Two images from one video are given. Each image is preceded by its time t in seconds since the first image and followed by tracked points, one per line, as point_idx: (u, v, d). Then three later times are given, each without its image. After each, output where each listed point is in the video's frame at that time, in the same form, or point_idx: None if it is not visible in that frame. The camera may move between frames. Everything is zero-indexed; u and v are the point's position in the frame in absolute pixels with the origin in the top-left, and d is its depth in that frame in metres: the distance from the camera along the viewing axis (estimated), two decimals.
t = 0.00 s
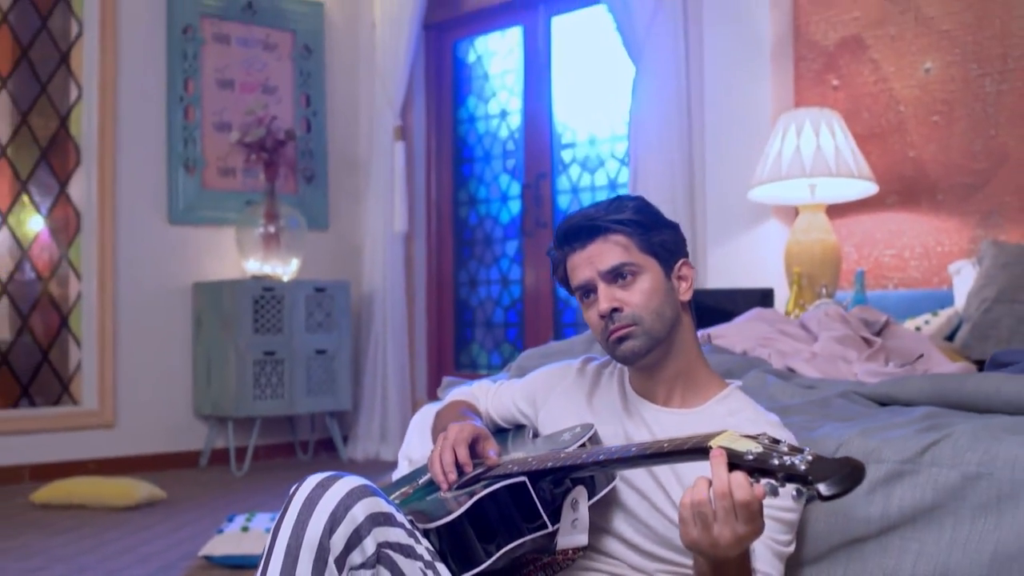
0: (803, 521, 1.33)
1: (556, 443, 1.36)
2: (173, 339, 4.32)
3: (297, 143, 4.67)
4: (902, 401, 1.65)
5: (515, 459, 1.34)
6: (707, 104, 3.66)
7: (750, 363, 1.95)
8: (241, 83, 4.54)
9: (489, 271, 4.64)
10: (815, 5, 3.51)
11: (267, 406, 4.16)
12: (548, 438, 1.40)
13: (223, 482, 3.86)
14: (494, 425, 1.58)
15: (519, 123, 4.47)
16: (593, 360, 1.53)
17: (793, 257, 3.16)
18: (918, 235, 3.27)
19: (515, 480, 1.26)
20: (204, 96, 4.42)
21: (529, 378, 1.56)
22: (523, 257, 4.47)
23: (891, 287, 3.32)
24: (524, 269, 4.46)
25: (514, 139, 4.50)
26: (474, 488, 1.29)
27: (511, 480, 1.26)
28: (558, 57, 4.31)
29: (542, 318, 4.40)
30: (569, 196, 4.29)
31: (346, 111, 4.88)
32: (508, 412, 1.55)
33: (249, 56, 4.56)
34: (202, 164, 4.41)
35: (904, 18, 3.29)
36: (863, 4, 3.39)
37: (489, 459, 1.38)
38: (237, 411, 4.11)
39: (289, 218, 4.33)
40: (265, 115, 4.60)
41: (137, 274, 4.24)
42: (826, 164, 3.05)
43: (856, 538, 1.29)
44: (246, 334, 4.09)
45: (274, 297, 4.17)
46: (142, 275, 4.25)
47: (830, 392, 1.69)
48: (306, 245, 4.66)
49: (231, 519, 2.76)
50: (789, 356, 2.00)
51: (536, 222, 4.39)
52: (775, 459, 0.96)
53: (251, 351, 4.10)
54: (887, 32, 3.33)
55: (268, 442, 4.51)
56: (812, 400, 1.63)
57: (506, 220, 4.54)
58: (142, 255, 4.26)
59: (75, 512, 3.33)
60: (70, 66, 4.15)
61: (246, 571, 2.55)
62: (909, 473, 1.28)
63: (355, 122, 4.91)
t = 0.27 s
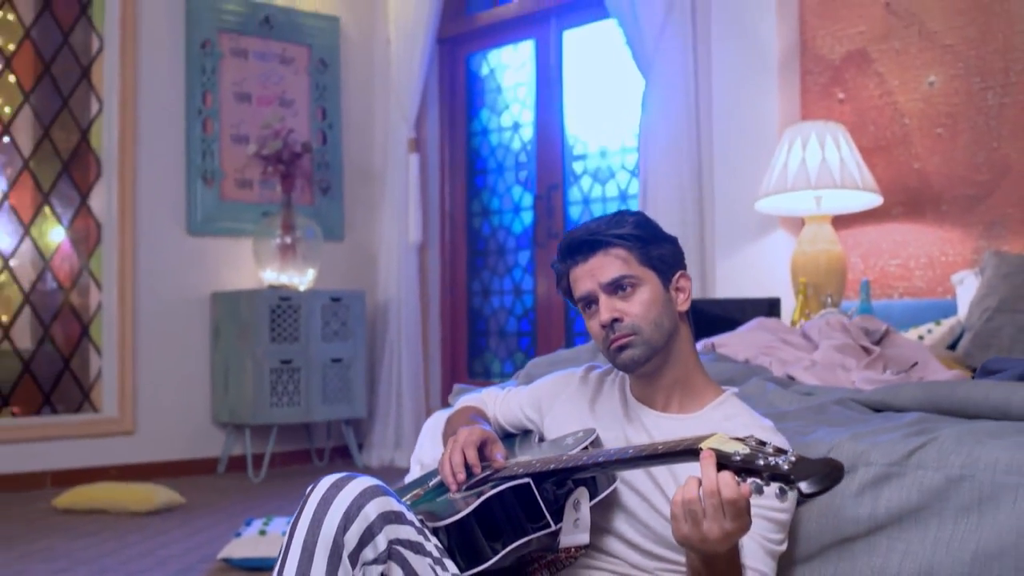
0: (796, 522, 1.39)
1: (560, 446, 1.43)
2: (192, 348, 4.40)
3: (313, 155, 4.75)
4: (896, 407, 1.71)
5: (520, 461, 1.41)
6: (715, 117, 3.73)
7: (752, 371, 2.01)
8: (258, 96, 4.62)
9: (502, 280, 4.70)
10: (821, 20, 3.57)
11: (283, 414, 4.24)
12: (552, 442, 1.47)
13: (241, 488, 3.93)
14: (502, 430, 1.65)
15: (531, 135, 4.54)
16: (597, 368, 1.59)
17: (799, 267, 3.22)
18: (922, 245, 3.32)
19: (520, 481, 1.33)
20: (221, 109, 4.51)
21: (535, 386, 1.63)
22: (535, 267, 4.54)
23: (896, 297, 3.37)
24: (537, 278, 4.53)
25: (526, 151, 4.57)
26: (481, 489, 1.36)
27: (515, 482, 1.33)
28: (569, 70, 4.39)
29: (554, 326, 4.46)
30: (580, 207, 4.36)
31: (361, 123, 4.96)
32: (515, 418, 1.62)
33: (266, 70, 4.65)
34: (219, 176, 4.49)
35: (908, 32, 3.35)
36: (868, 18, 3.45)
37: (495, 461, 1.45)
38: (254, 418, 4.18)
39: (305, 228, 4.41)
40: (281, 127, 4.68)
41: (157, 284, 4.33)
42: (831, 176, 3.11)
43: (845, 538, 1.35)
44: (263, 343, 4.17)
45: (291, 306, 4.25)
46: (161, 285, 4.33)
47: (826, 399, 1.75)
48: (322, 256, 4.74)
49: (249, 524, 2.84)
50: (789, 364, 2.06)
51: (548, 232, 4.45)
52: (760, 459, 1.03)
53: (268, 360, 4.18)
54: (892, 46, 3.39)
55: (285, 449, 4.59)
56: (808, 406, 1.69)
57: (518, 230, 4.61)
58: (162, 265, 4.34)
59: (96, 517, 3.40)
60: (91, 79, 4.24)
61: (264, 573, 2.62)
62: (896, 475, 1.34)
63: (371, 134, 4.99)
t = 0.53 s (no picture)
0: (792, 519, 1.45)
1: (565, 446, 1.49)
2: (209, 351, 4.46)
3: (328, 161, 4.82)
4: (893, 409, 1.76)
5: (526, 460, 1.47)
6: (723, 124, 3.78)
7: (755, 373, 2.06)
8: (274, 103, 4.70)
9: (514, 285, 4.76)
10: (827, 27, 3.62)
11: (299, 416, 4.30)
12: (558, 442, 1.53)
13: (257, 490, 3.99)
14: (511, 431, 1.70)
15: (543, 141, 4.60)
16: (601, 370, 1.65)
17: (806, 272, 3.27)
18: (928, 250, 3.37)
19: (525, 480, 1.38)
20: (238, 116, 4.58)
21: (541, 387, 1.68)
22: (546, 272, 4.59)
23: (902, 301, 3.42)
24: (548, 283, 4.59)
25: (537, 157, 4.63)
26: (489, 487, 1.41)
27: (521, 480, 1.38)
28: (580, 76, 4.44)
29: (565, 330, 4.52)
30: (591, 213, 4.41)
31: (375, 129, 5.03)
32: (523, 419, 1.68)
33: (281, 77, 4.72)
34: (236, 182, 4.56)
35: (914, 40, 3.40)
36: (874, 26, 3.50)
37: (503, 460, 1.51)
38: (270, 421, 4.25)
39: (320, 234, 4.48)
40: (296, 134, 4.75)
41: (174, 289, 4.40)
42: (837, 181, 3.16)
43: (840, 534, 1.41)
44: (278, 347, 4.24)
45: (305, 310, 4.31)
46: (178, 290, 4.41)
47: (826, 401, 1.80)
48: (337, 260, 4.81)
49: (265, 523, 2.90)
50: (791, 367, 2.11)
51: (559, 237, 4.51)
52: (751, 456, 1.09)
53: (283, 363, 4.24)
54: (898, 54, 3.44)
55: (299, 451, 4.65)
56: (808, 408, 1.74)
57: (530, 235, 4.66)
58: (179, 270, 4.41)
59: (115, 518, 3.47)
60: (109, 88, 4.31)
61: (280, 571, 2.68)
62: (888, 474, 1.39)
63: (384, 140, 5.05)
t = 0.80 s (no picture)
0: (793, 516, 1.51)
1: (574, 445, 1.55)
2: (230, 355, 4.54)
3: (347, 168, 4.89)
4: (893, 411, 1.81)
5: (537, 458, 1.53)
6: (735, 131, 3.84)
7: (762, 376, 2.12)
8: (294, 111, 4.78)
9: (530, 289, 4.83)
10: (838, 35, 3.67)
11: (318, 419, 4.38)
12: (568, 442, 1.59)
13: (277, 491, 4.07)
14: (523, 431, 1.77)
15: (559, 148, 4.66)
16: (609, 372, 1.71)
17: (816, 277, 3.33)
18: (937, 255, 3.42)
19: (535, 478, 1.45)
20: (258, 124, 4.66)
21: (552, 389, 1.75)
22: (562, 277, 4.66)
23: (912, 305, 3.47)
24: (563, 288, 4.65)
25: (553, 164, 4.69)
26: (501, 484, 1.48)
27: (530, 478, 1.45)
28: (595, 84, 4.51)
29: (581, 334, 4.58)
30: (606, 219, 4.47)
31: (394, 137, 5.10)
32: (534, 419, 1.75)
33: (301, 86, 4.80)
34: (256, 189, 4.64)
35: (923, 48, 3.45)
36: (884, 34, 3.55)
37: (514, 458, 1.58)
38: (290, 423, 4.32)
39: (339, 239, 4.55)
40: (316, 142, 4.83)
41: (196, 294, 4.48)
42: (846, 188, 3.22)
43: (837, 530, 1.47)
44: (298, 351, 4.31)
45: (325, 315, 4.39)
46: (200, 295, 4.49)
47: (828, 403, 1.86)
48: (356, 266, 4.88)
49: (287, 523, 2.97)
50: (797, 369, 2.17)
51: (575, 243, 4.57)
52: (748, 455, 1.14)
53: (303, 367, 4.32)
54: (907, 62, 3.49)
55: (319, 453, 4.73)
56: (810, 410, 1.80)
57: (546, 241, 4.73)
58: (202, 276, 4.49)
59: (140, 518, 3.55)
60: (132, 97, 4.40)
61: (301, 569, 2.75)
62: (883, 472, 1.45)
63: (402, 147, 5.13)
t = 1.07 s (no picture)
0: (795, 511, 1.56)
1: (585, 443, 1.61)
2: (252, 357, 4.62)
3: (367, 172, 4.97)
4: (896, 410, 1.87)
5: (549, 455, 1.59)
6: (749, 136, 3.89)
7: (770, 377, 2.18)
8: (315, 117, 4.85)
9: (548, 292, 4.89)
10: (851, 41, 3.72)
11: (339, 420, 4.45)
12: (579, 439, 1.65)
13: (299, 490, 4.14)
14: (537, 430, 1.83)
15: (575, 152, 4.72)
16: (620, 373, 1.77)
17: (828, 279, 3.38)
18: (948, 258, 3.46)
19: (547, 473, 1.51)
20: (280, 129, 4.74)
21: (565, 389, 1.81)
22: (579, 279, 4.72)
23: (923, 307, 3.51)
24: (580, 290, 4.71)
25: (570, 168, 4.76)
26: (514, 480, 1.55)
27: (543, 474, 1.51)
28: (611, 89, 4.57)
29: (598, 336, 4.64)
30: (623, 222, 4.54)
31: (413, 141, 5.17)
32: (548, 419, 1.81)
33: (321, 91, 4.87)
34: (278, 193, 4.72)
35: (934, 53, 3.50)
36: (896, 40, 3.59)
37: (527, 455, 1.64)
38: (312, 424, 4.40)
39: (359, 243, 4.62)
40: (337, 147, 4.91)
41: (219, 296, 4.56)
42: (858, 192, 3.27)
43: (838, 524, 1.52)
44: (319, 353, 4.39)
45: (345, 317, 4.46)
46: (223, 297, 4.57)
47: (833, 402, 1.92)
48: (376, 269, 4.95)
49: (308, 520, 3.04)
50: (805, 370, 2.23)
51: (591, 246, 4.63)
52: (747, 451, 1.20)
53: (324, 368, 4.40)
54: (919, 67, 3.54)
55: (340, 453, 4.80)
56: (815, 409, 1.85)
57: (564, 244, 4.79)
58: (225, 279, 4.57)
59: (165, 515, 3.63)
60: (157, 103, 4.49)
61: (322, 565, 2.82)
62: (882, 469, 1.51)
63: (422, 150, 5.20)
